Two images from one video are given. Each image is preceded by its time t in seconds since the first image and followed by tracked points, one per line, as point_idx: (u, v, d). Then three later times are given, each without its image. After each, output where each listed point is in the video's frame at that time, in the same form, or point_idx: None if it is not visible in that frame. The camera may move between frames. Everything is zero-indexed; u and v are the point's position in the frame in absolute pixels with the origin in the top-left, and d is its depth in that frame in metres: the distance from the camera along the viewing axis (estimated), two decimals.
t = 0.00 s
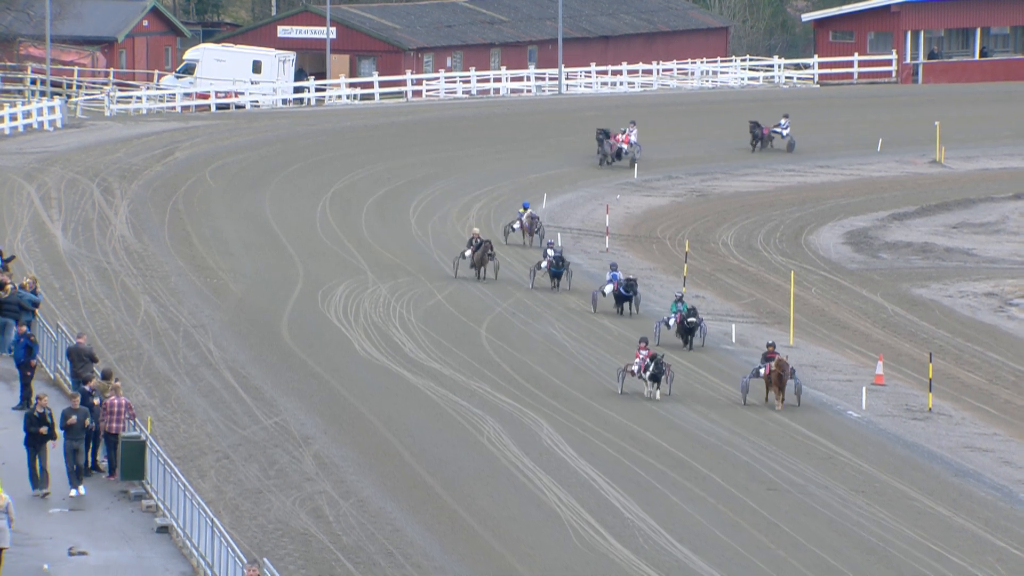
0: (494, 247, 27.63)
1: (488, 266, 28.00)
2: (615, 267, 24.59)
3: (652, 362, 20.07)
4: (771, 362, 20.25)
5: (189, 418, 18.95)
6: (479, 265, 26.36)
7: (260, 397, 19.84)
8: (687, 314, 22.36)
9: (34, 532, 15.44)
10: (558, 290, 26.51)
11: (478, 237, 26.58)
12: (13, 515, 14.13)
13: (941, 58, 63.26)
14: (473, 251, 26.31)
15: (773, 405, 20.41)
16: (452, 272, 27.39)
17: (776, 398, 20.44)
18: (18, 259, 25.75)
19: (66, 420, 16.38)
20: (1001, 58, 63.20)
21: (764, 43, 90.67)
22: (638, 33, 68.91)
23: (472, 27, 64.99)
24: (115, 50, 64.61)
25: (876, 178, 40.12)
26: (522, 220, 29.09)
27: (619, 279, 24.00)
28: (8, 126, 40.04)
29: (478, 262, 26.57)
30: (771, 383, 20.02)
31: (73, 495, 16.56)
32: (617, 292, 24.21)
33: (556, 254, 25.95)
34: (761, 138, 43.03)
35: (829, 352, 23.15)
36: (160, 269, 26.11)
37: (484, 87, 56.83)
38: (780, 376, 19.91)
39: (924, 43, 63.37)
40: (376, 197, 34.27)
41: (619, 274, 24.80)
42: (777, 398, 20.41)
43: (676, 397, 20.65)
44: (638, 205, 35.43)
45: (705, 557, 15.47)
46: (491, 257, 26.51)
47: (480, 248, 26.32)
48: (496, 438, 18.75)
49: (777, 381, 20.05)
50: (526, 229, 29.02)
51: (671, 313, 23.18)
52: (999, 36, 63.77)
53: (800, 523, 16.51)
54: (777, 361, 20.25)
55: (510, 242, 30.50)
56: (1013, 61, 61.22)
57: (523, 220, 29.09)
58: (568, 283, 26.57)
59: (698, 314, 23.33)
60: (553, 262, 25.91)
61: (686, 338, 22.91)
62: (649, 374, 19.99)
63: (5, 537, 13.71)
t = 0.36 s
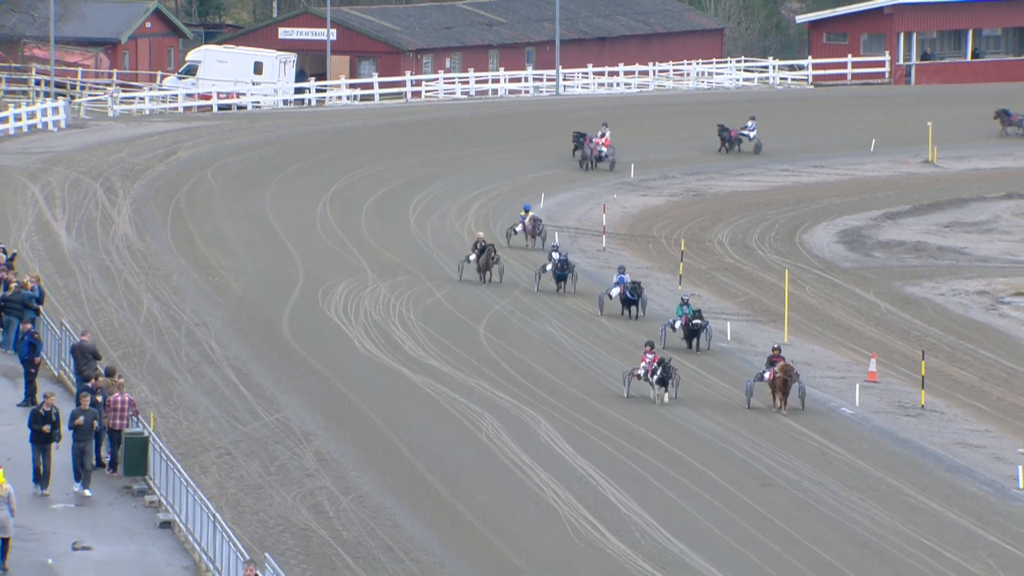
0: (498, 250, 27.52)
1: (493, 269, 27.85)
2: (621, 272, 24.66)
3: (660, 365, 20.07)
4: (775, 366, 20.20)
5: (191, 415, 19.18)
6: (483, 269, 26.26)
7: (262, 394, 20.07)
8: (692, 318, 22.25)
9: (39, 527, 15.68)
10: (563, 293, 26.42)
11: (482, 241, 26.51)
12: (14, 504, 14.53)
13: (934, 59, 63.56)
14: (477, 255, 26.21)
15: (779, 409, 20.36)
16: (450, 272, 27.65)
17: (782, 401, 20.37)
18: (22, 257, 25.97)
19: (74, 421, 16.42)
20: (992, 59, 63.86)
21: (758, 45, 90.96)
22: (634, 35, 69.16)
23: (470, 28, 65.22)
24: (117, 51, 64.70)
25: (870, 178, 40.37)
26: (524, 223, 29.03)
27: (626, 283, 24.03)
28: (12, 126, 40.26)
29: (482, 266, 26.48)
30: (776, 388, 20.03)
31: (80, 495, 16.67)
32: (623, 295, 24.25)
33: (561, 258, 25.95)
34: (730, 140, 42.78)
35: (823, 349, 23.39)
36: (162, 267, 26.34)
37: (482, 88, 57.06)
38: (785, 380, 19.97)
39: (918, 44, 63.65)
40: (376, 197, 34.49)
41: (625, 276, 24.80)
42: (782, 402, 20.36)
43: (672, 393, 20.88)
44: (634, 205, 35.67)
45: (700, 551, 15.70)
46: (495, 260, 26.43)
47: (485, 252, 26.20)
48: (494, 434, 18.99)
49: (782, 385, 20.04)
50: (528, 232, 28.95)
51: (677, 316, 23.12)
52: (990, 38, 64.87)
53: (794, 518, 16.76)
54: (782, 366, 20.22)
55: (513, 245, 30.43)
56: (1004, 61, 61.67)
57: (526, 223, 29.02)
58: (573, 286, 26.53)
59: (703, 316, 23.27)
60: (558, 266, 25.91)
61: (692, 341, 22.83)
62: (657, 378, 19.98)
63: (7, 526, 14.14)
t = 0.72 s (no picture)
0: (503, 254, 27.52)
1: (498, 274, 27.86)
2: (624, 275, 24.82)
3: (666, 369, 20.23)
4: (778, 370, 20.29)
5: (195, 411, 19.55)
6: (487, 272, 26.23)
7: (264, 391, 20.45)
8: (695, 322, 22.32)
9: (47, 522, 16.05)
10: (567, 297, 26.43)
11: (486, 245, 26.52)
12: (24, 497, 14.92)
13: (923, 62, 64.15)
14: (482, 259, 26.21)
15: (782, 412, 20.44)
16: (449, 271, 28.03)
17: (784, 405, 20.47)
18: (30, 256, 26.36)
19: (82, 420, 16.75)
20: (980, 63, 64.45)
21: (751, 50, 91.45)
22: (629, 39, 69.57)
23: (469, 33, 65.52)
24: (123, 55, 65.36)
25: (860, 179, 40.77)
26: (525, 227, 29.19)
27: (630, 286, 24.13)
28: (19, 129, 40.65)
29: (486, 270, 26.46)
30: (778, 390, 20.09)
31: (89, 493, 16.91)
32: (626, 299, 24.33)
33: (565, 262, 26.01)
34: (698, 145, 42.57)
35: (814, 347, 23.77)
36: (167, 267, 26.73)
37: (480, 91, 57.47)
38: (788, 385, 20.03)
39: (906, 49, 64.05)
40: (376, 198, 34.87)
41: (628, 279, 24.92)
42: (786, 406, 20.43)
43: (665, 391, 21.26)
44: (629, 206, 36.05)
45: (693, 545, 16.08)
46: (500, 265, 26.42)
47: (489, 255, 26.20)
48: (492, 431, 19.36)
49: (784, 389, 20.10)
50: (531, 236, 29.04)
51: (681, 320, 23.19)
52: (977, 43, 64.01)
53: (786, 512, 17.14)
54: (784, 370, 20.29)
55: (516, 248, 30.47)
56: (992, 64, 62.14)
57: (528, 226, 29.22)
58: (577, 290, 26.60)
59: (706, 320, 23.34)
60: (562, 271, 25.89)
61: (696, 345, 22.91)
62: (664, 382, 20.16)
63: (15, 520, 14.51)
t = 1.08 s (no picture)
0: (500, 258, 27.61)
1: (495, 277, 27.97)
2: (622, 277, 24.96)
3: (667, 373, 20.43)
4: (775, 374, 20.38)
5: (194, 407, 19.93)
6: (485, 276, 26.33)
7: (261, 387, 20.83)
8: (694, 324, 22.52)
9: (50, 517, 16.42)
10: (566, 300, 26.58)
11: (484, 249, 26.61)
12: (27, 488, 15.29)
13: (906, 66, 64.75)
14: (479, 263, 26.29)
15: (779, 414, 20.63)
16: (442, 270, 28.41)
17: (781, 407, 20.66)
18: (31, 255, 26.71)
19: (86, 417, 16.99)
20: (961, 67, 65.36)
21: (737, 53, 91.95)
22: (619, 42, 69.96)
23: (461, 36, 65.88)
24: (122, 58, 65.73)
25: (845, 180, 41.19)
26: (522, 230, 29.33)
27: (628, 288, 24.27)
28: (20, 130, 40.98)
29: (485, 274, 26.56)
30: (775, 394, 20.27)
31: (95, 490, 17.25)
32: (624, 301, 24.48)
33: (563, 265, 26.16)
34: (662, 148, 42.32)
35: (799, 344, 24.17)
36: (166, 265, 27.10)
37: (472, 93, 57.87)
38: (786, 388, 20.20)
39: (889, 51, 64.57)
40: (370, 198, 35.26)
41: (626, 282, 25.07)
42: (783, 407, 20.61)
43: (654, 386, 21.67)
44: (618, 205, 36.44)
45: (682, 538, 16.47)
46: (498, 268, 26.53)
47: (487, 259, 26.30)
48: (484, 426, 19.76)
49: (783, 392, 20.24)
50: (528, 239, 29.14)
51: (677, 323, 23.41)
52: (957, 46, 65.77)
53: (772, 506, 17.54)
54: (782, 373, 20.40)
55: (513, 251, 30.56)
56: (974, 68, 62.72)
57: (525, 229, 29.36)
58: (576, 293, 26.74)
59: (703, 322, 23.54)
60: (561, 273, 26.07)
61: (693, 347, 23.08)
62: (665, 385, 20.32)
63: (19, 510, 14.91)
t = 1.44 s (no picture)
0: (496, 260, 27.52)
1: (491, 279, 27.89)
2: (618, 278, 25.00)
3: (667, 374, 20.49)
4: (773, 374, 20.48)
5: (189, 401, 20.26)
6: (481, 277, 26.28)
7: (255, 382, 21.17)
8: (689, 325, 22.63)
9: (47, 509, 16.74)
10: (564, 302, 26.55)
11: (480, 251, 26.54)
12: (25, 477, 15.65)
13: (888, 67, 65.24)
14: (476, 264, 26.21)
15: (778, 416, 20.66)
16: (433, 267, 28.75)
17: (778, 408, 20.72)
18: (29, 252, 27.03)
19: (87, 414, 17.19)
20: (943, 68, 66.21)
21: (723, 53, 92.44)
22: (607, 43, 70.32)
23: (452, 37, 66.18)
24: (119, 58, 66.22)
25: (828, 178, 41.56)
26: (519, 231, 29.19)
27: (624, 289, 24.29)
28: (18, 129, 41.28)
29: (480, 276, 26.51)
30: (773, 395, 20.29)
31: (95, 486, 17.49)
32: (620, 302, 24.50)
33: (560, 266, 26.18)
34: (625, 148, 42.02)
35: (784, 340, 24.51)
36: (161, 262, 27.43)
37: (462, 93, 58.24)
38: (784, 389, 20.23)
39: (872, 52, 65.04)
40: (362, 196, 35.59)
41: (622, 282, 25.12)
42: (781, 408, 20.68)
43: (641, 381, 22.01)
44: (606, 203, 36.78)
45: (668, 529, 16.81)
46: (494, 269, 26.49)
47: (483, 260, 26.23)
48: (475, 420, 20.09)
49: (781, 392, 20.34)
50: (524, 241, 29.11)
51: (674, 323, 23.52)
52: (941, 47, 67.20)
53: (757, 498, 17.88)
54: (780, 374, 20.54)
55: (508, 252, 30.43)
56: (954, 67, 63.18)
57: (521, 230, 29.19)
58: (573, 294, 26.79)
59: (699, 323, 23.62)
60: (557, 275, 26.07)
61: (689, 348, 23.14)
62: (664, 386, 20.35)
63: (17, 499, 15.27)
